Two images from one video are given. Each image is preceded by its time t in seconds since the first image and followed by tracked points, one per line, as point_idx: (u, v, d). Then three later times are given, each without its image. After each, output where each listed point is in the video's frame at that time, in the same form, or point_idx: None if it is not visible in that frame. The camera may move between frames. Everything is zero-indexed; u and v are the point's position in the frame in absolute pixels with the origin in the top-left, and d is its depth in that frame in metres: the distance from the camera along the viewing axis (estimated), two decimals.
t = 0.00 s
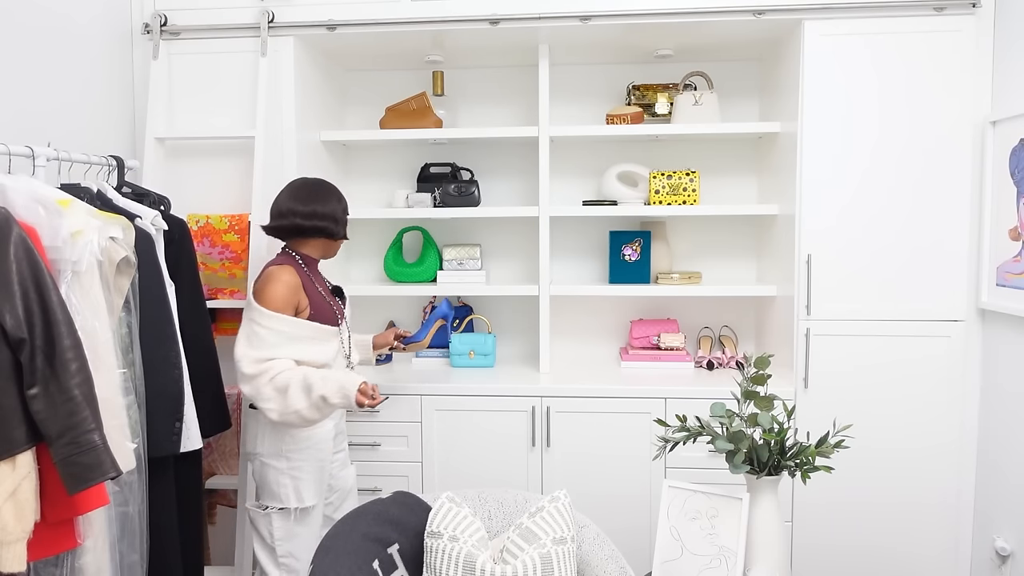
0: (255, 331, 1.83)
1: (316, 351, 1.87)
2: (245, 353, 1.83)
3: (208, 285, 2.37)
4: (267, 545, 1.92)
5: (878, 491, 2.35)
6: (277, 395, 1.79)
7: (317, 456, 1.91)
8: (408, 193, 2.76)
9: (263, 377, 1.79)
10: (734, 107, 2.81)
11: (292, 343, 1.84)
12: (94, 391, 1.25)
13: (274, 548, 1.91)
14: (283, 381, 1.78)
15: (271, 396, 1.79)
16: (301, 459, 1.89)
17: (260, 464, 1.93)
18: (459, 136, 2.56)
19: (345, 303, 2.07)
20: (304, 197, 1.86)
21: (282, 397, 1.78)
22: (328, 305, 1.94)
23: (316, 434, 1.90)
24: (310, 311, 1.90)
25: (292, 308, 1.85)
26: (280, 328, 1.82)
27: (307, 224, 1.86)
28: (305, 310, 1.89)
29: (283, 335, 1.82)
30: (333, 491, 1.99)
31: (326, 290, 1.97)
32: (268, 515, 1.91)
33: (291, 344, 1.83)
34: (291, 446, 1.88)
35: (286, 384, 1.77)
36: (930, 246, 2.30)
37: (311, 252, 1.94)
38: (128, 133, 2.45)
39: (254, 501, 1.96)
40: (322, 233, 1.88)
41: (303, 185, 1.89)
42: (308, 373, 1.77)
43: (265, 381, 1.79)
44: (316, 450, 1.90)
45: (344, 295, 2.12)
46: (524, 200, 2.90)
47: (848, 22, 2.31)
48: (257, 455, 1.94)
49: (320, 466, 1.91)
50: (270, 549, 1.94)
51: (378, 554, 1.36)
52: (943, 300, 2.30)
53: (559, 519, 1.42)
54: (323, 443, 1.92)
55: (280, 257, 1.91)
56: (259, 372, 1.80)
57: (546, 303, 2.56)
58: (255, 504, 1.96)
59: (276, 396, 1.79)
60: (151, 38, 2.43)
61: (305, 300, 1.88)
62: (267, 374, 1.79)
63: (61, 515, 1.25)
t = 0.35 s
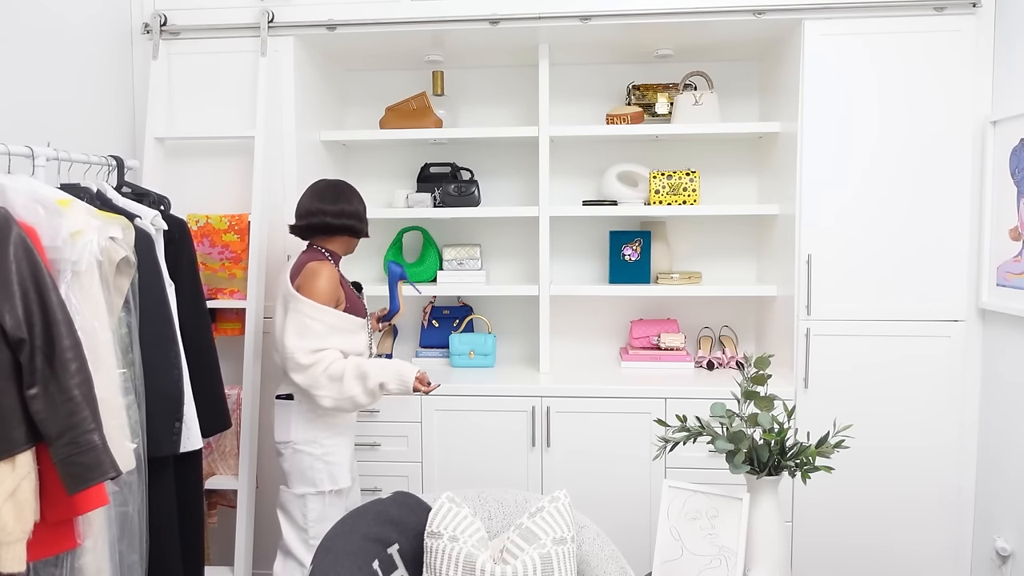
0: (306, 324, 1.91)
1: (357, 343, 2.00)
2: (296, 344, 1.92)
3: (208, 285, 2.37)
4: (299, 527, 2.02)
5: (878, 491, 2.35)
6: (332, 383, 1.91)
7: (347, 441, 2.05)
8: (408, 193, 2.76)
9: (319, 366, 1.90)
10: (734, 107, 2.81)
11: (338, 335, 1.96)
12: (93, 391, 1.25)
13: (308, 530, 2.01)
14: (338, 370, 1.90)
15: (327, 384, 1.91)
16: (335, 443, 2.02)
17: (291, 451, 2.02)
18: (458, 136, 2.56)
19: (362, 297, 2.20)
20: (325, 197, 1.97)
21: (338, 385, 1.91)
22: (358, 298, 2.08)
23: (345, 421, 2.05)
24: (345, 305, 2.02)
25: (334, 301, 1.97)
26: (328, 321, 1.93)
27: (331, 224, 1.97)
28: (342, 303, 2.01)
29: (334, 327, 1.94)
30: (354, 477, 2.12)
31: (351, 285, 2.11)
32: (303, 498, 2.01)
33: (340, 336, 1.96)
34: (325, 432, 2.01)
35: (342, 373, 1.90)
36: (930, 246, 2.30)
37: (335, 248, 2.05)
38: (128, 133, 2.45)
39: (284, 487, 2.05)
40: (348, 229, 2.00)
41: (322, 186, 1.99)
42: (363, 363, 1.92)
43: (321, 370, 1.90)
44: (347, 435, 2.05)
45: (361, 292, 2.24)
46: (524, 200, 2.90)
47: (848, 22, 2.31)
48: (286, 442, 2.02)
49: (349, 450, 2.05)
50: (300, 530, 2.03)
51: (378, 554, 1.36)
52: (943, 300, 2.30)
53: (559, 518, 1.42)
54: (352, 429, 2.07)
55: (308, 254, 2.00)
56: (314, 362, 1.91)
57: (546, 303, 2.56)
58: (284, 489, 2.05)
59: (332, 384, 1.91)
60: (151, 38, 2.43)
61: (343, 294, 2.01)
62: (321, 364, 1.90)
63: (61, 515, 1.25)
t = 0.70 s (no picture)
0: (297, 321, 1.95)
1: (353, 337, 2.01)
2: (289, 341, 1.95)
3: (208, 285, 2.37)
4: (314, 519, 2.02)
5: (878, 491, 2.35)
6: (326, 375, 1.93)
7: (348, 432, 2.04)
8: (408, 193, 2.76)
9: (312, 361, 1.92)
10: (734, 107, 2.81)
11: (331, 330, 1.98)
12: (93, 391, 1.25)
13: (323, 521, 2.01)
14: (331, 364, 1.92)
15: (321, 377, 1.93)
16: (335, 435, 2.02)
17: (296, 444, 2.04)
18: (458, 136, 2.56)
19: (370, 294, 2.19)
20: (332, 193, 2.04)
21: (332, 377, 1.93)
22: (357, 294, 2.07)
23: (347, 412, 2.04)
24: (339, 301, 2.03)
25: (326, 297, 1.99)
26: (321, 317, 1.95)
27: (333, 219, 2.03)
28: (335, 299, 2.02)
29: (328, 323, 1.97)
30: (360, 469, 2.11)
31: (352, 281, 2.11)
32: (315, 490, 2.02)
33: (333, 331, 1.98)
34: (328, 423, 2.02)
35: (335, 366, 1.92)
36: (930, 245, 2.30)
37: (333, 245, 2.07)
38: (128, 132, 2.45)
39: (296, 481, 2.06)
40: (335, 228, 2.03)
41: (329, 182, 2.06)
42: (356, 355, 1.92)
43: (314, 364, 1.92)
44: (347, 426, 2.04)
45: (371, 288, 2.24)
46: (524, 200, 2.90)
47: (847, 22, 2.31)
48: (292, 435, 2.04)
49: (350, 440, 2.05)
50: (315, 523, 2.03)
51: (378, 554, 1.36)
52: (943, 300, 2.30)
53: (559, 518, 1.42)
54: (354, 420, 2.06)
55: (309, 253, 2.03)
56: (307, 357, 1.93)
57: (546, 303, 2.56)
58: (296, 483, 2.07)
59: (326, 377, 1.93)
60: (151, 38, 2.43)
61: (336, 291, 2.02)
62: (316, 359, 1.93)
63: (61, 515, 1.25)
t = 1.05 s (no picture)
0: (280, 324, 1.97)
1: (334, 349, 1.97)
2: (272, 344, 1.97)
3: (208, 285, 2.37)
4: (303, 518, 2.03)
5: (877, 491, 2.35)
6: (294, 384, 1.92)
7: (331, 436, 2.01)
8: (408, 193, 2.76)
9: (285, 366, 1.93)
10: (734, 107, 2.81)
11: (313, 339, 1.95)
12: (94, 391, 1.25)
13: (311, 521, 2.02)
14: (300, 373, 1.91)
15: (289, 384, 1.93)
16: (320, 436, 2.00)
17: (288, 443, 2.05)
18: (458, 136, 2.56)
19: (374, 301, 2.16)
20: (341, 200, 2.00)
21: (298, 387, 1.92)
22: (353, 300, 2.04)
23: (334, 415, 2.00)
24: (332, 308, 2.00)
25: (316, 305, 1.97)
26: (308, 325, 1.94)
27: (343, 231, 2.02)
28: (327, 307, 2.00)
29: (315, 331, 1.95)
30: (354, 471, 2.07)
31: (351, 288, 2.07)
32: (304, 489, 2.02)
33: (312, 339, 1.95)
34: (312, 426, 2.00)
35: (302, 376, 1.90)
36: (929, 245, 2.30)
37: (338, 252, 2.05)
38: (128, 132, 2.45)
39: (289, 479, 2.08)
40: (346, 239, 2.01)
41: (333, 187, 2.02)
42: (322, 369, 1.89)
43: (285, 370, 1.93)
44: (331, 430, 2.01)
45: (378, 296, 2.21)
46: (524, 200, 2.90)
47: (847, 22, 2.31)
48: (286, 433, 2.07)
49: (337, 442, 2.02)
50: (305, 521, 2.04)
51: (378, 554, 1.36)
52: (943, 300, 2.30)
53: (559, 519, 1.42)
54: (342, 424, 2.01)
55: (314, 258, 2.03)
56: (282, 362, 1.94)
57: (546, 303, 2.56)
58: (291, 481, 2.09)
59: (293, 386, 1.92)
60: (151, 38, 2.43)
61: (330, 297, 2.00)
62: (289, 365, 1.93)
63: (61, 515, 1.25)
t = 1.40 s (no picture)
0: (302, 325, 1.94)
1: (359, 344, 2.01)
2: (295, 345, 1.94)
3: (208, 285, 2.37)
4: (317, 519, 2.03)
5: (877, 491, 2.35)
6: (329, 382, 1.93)
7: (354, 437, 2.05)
8: (408, 193, 2.76)
9: (317, 366, 1.92)
10: (734, 107, 2.81)
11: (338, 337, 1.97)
12: (94, 391, 1.25)
13: (324, 522, 2.02)
14: (335, 371, 1.92)
15: (323, 384, 1.93)
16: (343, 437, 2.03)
17: (302, 445, 2.04)
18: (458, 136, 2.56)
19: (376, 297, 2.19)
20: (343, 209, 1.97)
21: (334, 384, 1.93)
22: (364, 297, 2.06)
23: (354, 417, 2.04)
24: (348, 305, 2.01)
25: (335, 304, 1.98)
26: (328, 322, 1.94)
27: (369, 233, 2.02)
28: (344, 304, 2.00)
29: (334, 329, 1.95)
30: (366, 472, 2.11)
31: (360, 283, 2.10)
32: (318, 491, 2.02)
33: (339, 336, 1.96)
34: (333, 425, 2.02)
35: (339, 374, 1.92)
36: (930, 245, 2.30)
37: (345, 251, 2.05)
38: (128, 132, 2.45)
39: (300, 480, 2.07)
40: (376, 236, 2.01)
41: (317, 215, 1.97)
42: (361, 364, 1.93)
43: (318, 369, 1.92)
44: (354, 430, 2.05)
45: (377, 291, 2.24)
46: (524, 200, 2.90)
47: (847, 22, 2.31)
48: (297, 436, 2.05)
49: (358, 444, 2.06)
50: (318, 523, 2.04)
51: (378, 554, 1.36)
52: (943, 300, 2.30)
53: (559, 519, 1.42)
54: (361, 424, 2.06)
55: (320, 257, 2.02)
56: (311, 362, 1.93)
57: (546, 303, 2.56)
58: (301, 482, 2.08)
59: (329, 384, 1.93)
60: (151, 38, 2.43)
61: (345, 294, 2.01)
62: (320, 364, 1.92)
63: (61, 515, 1.25)
